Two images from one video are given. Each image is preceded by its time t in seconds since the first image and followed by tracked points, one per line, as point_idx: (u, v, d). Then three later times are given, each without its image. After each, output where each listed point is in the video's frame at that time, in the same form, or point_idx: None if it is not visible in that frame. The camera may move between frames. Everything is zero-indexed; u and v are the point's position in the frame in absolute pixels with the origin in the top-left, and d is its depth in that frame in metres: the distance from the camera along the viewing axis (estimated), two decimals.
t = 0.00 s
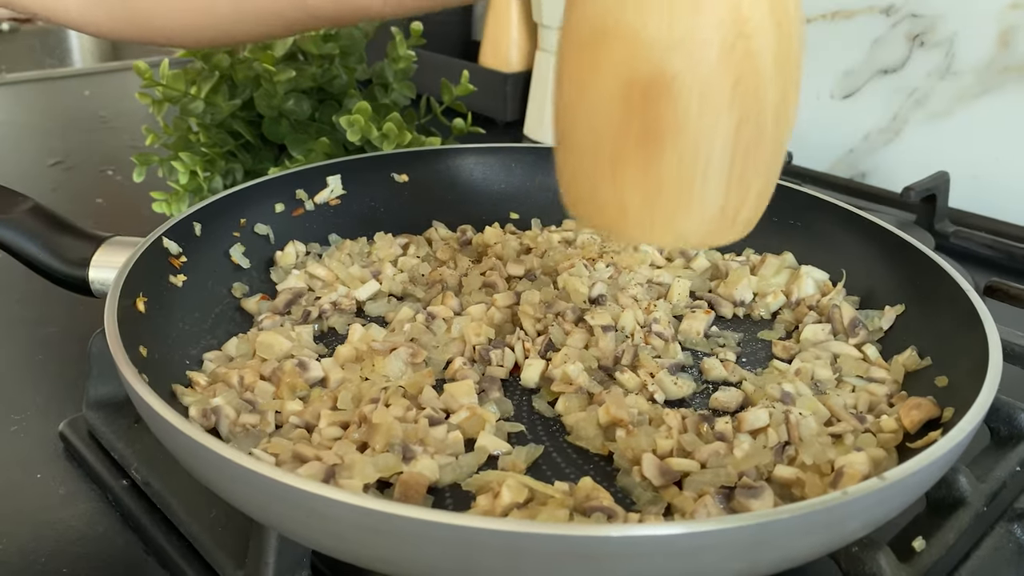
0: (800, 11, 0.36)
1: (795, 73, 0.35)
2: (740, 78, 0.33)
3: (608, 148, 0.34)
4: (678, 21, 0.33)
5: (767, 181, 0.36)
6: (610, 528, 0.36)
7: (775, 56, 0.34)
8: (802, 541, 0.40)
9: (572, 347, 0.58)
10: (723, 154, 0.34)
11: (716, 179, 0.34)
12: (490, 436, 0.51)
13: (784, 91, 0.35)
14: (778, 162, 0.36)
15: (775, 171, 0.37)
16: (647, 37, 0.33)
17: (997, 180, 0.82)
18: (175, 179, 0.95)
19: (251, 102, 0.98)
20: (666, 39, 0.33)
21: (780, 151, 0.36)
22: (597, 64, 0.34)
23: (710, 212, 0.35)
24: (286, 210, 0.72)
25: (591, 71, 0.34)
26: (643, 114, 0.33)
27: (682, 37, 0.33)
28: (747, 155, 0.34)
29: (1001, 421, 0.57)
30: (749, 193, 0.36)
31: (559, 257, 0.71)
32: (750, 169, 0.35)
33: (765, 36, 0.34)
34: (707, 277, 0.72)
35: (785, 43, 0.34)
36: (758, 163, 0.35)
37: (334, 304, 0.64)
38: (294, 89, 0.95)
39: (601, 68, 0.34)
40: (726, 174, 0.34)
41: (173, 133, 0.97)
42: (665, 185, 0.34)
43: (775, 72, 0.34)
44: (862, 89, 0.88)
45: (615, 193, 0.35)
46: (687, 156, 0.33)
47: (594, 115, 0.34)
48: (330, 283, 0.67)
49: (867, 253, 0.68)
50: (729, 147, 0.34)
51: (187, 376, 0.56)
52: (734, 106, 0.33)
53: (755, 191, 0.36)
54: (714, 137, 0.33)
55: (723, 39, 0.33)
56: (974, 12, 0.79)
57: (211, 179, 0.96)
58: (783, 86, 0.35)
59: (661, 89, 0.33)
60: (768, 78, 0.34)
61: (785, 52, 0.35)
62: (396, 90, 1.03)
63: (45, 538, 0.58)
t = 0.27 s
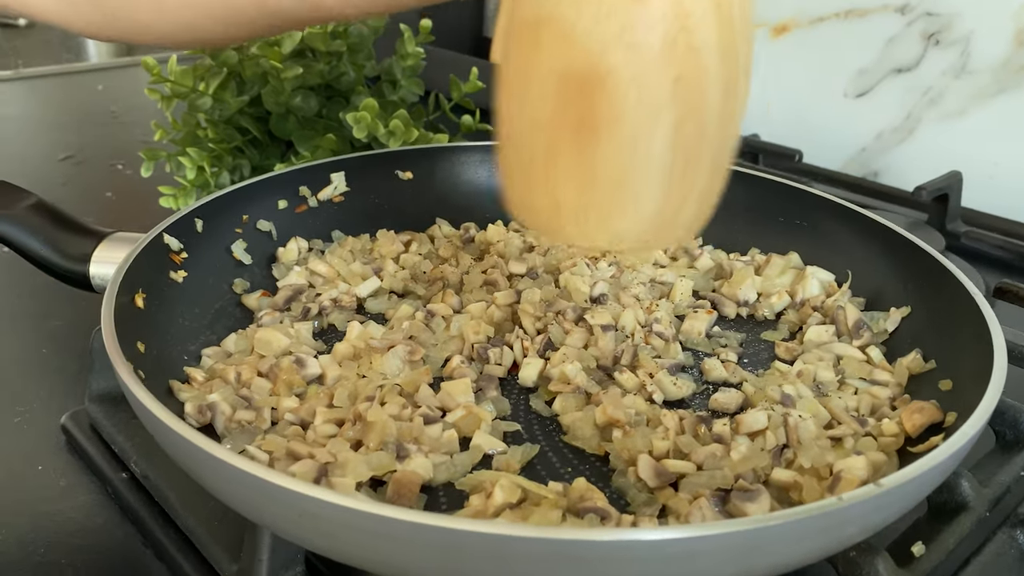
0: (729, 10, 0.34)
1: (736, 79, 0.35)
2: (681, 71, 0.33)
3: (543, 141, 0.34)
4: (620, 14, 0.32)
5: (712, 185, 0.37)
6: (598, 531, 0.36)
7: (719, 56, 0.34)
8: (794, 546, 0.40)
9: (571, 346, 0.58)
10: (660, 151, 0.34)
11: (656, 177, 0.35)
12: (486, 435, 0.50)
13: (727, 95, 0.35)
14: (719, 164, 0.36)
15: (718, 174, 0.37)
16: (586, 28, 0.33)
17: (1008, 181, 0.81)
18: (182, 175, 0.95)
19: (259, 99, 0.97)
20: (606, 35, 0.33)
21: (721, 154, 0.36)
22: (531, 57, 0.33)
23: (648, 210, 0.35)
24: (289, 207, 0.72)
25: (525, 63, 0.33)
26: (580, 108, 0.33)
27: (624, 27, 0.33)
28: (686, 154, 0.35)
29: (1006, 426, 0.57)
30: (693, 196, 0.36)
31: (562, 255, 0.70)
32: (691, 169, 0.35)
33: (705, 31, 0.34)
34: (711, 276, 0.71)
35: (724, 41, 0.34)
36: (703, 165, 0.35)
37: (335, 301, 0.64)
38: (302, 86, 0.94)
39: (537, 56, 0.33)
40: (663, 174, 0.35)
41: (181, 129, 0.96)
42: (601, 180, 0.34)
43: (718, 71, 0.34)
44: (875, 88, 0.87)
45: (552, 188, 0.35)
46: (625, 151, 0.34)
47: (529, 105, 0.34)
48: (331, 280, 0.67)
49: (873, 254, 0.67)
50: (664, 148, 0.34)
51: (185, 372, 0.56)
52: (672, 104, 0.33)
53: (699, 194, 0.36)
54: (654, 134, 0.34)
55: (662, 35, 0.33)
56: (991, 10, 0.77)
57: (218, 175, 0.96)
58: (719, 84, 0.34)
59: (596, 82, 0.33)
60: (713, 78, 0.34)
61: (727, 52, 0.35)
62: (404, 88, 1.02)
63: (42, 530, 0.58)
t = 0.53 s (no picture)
0: None
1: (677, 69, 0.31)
2: (610, 55, 0.29)
3: (462, 126, 0.30)
4: None
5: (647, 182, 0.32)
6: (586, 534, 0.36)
7: (654, 37, 0.29)
8: (787, 551, 0.39)
9: (571, 345, 0.58)
10: (586, 144, 0.29)
11: (583, 171, 0.30)
12: (481, 434, 0.50)
13: (666, 82, 0.30)
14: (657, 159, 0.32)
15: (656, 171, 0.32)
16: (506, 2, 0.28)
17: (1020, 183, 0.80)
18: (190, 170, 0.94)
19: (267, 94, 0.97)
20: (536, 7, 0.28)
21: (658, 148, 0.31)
22: (463, 29, 0.29)
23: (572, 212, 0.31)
24: (293, 203, 0.72)
25: (457, 35, 0.30)
26: (497, 91, 0.29)
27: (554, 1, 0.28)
28: (619, 150, 0.30)
29: (1011, 431, 0.56)
30: (626, 196, 0.31)
31: (564, 253, 0.70)
32: (625, 167, 0.30)
33: (640, 9, 0.29)
34: (715, 276, 0.71)
35: (661, 17, 0.29)
36: (635, 160, 0.31)
37: (335, 297, 0.64)
38: (310, 81, 0.93)
39: (468, 25, 0.29)
40: (592, 172, 0.30)
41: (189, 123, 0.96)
42: (522, 176, 0.30)
43: (654, 54, 0.30)
44: (888, 87, 0.86)
45: (470, 179, 0.31)
46: (547, 144, 0.29)
47: (450, 87, 0.30)
48: (333, 277, 0.67)
49: (879, 255, 0.67)
50: (593, 142, 0.29)
51: (183, 367, 0.56)
52: (601, 89, 0.29)
53: (632, 193, 0.32)
54: (580, 123, 0.29)
55: (590, 11, 0.28)
56: (1007, 9, 0.76)
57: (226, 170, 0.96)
58: (655, 70, 0.30)
59: (515, 65, 0.28)
60: (646, 63, 0.29)
61: (663, 33, 0.30)
62: (413, 84, 1.01)
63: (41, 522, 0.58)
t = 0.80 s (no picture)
0: (580, 14, 0.35)
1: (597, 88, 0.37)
2: (525, 82, 0.35)
3: (411, 142, 0.38)
4: (468, 27, 0.35)
5: (577, 184, 0.38)
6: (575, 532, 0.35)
7: (571, 63, 0.35)
8: (780, 555, 0.39)
9: (570, 345, 0.57)
10: (512, 155, 0.36)
11: (507, 182, 0.37)
12: (477, 433, 0.50)
13: (584, 108, 0.37)
14: (585, 165, 0.38)
15: (587, 177, 0.39)
16: (437, 38, 0.35)
17: None
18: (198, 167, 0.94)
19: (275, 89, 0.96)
20: (458, 45, 0.35)
21: (586, 156, 0.38)
22: (403, 60, 0.37)
23: (507, 213, 0.37)
24: (297, 199, 0.72)
25: (399, 64, 0.37)
26: (436, 113, 0.36)
27: (478, 40, 0.35)
28: (543, 160, 0.37)
29: (1016, 436, 0.55)
30: (555, 200, 0.38)
31: (567, 252, 0.70)
32: (549, 173, 0.37)
33: (554, 45, 0.35)
34: (719, 276, 0.70)
35: (577, 47, 0.36)
36: (561, 168, 0.37)
37: (336, 294, 0.64)
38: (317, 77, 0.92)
39: (409, 55, 0.36)
40: (520, 178, 0.37)
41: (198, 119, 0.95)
42: (458, 185, 0.37)
43: (573, 79, 0.36)
44: (901, 86, 0.85)
45: (423, 188, 0.38)
46: (477, 155, 0.36)
47: (400, 107, 0.37)
48: (334, 274, 0.67)
49: (885, 256, 0.66)
50: (518, 153, 0.36)
51: (181, 363, 0.56)
52: (520, 108, 0.35)
53: (563, 196, 0.38)
54: (501, 141, 0.36)
55: (506, 49, 0.35)
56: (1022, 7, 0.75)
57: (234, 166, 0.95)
58: (574, 90, 0.36)
59: (447, 90, 0.36)
60: (563, 86, 0.36)
61: (578, 58, 0.36)
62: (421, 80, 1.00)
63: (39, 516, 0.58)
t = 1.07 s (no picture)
0: None
1: (539, 59, 0.38)
2: (465, 44, 0.36)
3: (353, 107, 0.38)
4: None
5: (518, 155, 0.39)
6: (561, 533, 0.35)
7: (511, 33, 0.36)
8: (772, 559, 0.38)
9: (568, 344, 0.57)
10: (451, 118, 0.37)
11: (447, 145, 0.37)
12: (472, 432, 0.50)
13: (525, 74, 0.37)
14: (526, 138, 0.39)
15: (528, 148, 0.39)
16: None
17: None
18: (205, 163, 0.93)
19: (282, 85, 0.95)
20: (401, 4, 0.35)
21: (527, 127, 0.38)
22: (347, 20, 0.37)
23: (446, 177, 0.38)
24: (300, 195, 0.72)
25: (343, 25, 0.37)
26: (376, 75, 0.37)
27: None
28: (481, 126, 0.37)
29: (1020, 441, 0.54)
30: (494, 167, 0.38)
31: (569, 251, 0.69)
32: (488, 141, 0.38)
33: (493, 9, 0.36)
34: (722, 276, 0.70)
35: (519, 19, 0.37)
36: (499, 134, 0.38)
37: (336, 291, 0.64)
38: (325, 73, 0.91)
39: (353, 15, 0.37)
40: (459, 143, 0.37)
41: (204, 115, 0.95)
42: (398, 150, 0.37)
43: (513, 49, 0.37)
44: (914, 86, 0.84)
45: (364, 149, 0.38)
46: (416, 119, 0.37)
47: (343, 73, 0.38)
48: (335, 270, 0.66)
49: (890, 256, 0.65)
50: (454, 118, 0.37)
51: (179, 359, 0.56)
52: (458, 74, 0.36)
53: (501, 164, 0.38)
54: (441, 102, 0.36)
55: (445, 10, 0.35)
56: None
57: (240, 162, 0.95)
58: (515, 59, 0.37)
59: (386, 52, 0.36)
60: (503, 54, 0.36)
61: (521, 28, 0.37)
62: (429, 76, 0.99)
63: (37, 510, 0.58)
